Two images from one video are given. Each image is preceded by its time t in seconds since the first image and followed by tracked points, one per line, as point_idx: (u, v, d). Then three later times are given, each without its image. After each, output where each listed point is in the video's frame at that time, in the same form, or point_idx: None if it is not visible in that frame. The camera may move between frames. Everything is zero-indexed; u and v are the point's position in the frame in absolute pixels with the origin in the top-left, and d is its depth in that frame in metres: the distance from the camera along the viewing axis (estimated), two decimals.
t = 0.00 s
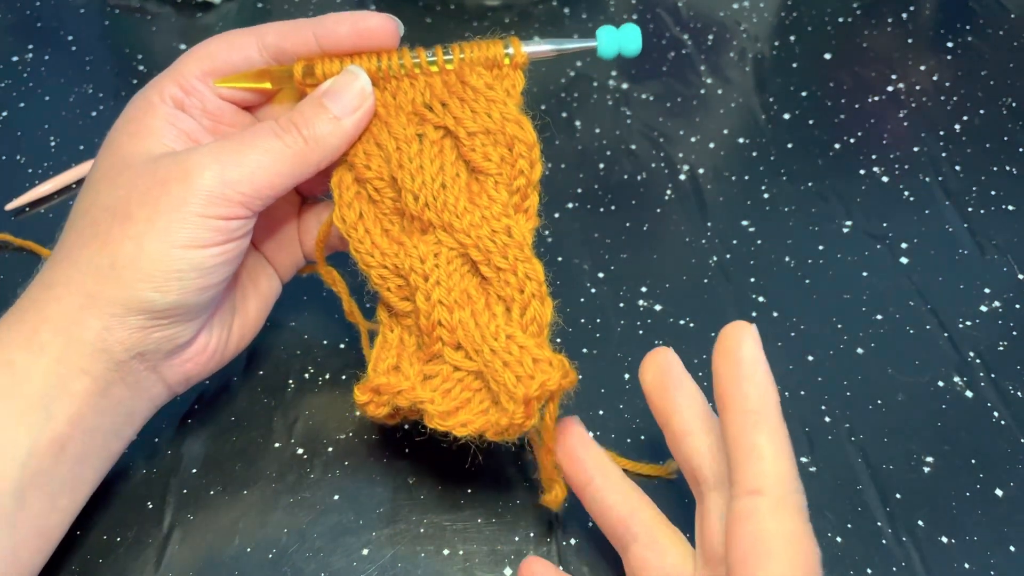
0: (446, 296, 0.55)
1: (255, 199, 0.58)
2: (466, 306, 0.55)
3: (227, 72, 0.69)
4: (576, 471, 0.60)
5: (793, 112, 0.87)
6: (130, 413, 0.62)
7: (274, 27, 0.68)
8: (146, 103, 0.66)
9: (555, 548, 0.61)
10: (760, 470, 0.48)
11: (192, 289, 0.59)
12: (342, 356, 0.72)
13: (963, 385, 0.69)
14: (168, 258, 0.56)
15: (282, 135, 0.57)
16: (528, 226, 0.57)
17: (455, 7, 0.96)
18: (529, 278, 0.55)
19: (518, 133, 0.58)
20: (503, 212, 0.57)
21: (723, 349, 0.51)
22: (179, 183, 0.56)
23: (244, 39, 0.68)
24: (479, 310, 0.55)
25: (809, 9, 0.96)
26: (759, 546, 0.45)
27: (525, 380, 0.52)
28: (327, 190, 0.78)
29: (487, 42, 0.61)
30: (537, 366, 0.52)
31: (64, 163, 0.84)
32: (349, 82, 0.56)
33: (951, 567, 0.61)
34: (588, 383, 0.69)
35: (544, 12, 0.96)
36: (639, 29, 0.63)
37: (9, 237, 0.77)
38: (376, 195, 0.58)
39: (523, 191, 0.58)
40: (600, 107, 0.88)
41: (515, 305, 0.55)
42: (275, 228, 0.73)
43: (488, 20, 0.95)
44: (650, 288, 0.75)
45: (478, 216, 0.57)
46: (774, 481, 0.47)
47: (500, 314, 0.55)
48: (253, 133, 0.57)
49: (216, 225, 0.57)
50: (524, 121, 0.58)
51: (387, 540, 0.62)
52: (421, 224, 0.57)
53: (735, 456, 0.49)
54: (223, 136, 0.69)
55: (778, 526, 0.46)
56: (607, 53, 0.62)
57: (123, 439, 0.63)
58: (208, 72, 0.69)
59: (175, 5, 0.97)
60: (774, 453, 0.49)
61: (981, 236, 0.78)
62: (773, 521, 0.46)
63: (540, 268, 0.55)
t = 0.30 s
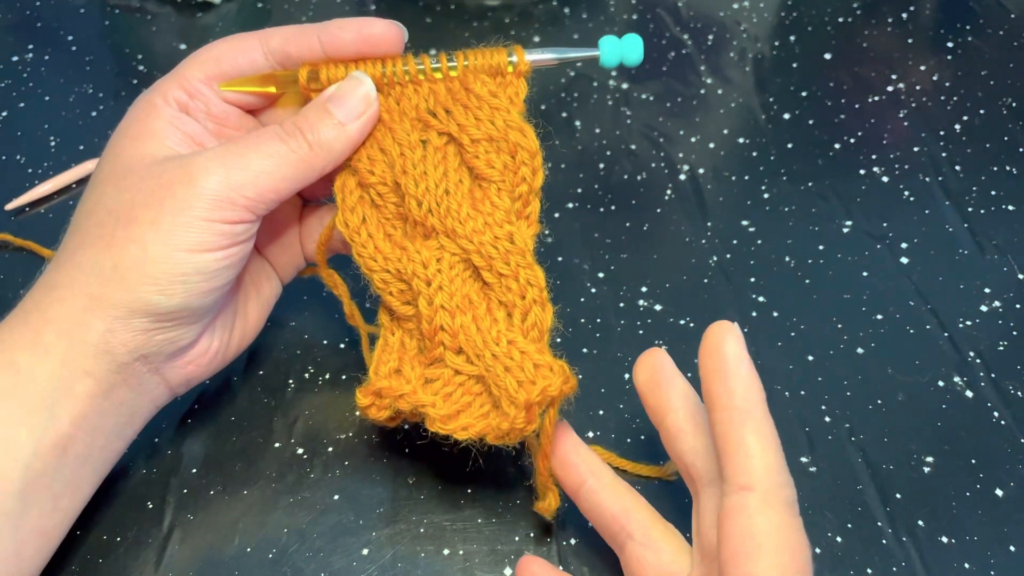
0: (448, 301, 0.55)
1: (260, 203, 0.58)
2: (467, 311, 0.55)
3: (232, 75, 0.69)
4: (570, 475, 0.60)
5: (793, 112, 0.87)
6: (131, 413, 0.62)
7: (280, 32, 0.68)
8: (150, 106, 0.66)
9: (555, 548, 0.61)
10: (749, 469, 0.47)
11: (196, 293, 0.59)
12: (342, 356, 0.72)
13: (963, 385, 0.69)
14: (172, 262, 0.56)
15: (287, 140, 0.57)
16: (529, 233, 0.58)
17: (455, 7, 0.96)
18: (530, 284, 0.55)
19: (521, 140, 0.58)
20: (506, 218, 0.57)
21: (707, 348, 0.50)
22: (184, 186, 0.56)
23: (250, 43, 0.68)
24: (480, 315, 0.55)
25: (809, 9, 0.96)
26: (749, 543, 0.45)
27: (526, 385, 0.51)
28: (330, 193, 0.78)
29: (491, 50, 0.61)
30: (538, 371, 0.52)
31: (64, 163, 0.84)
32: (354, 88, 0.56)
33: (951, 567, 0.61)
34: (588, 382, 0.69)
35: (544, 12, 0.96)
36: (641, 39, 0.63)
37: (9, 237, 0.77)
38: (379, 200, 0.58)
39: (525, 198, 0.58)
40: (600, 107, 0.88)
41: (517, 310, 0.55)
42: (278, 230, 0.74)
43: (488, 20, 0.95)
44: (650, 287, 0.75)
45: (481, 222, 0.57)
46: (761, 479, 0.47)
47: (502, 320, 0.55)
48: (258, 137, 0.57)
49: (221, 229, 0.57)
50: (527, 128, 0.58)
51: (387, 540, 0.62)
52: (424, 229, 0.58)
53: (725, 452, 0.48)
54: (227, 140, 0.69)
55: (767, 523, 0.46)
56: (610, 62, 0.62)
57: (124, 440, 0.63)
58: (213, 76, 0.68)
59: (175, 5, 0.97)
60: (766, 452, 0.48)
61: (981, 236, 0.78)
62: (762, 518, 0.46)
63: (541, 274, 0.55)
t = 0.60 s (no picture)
0: (446, 303, 0.55)
1: (260, 205, 0.58)
2: (466, 313, 0.55)
3: (232, 77, 0.69)
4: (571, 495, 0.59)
5: (792, 112, 0.87)
6: (131, 413, 0.62)
7: (280, 33, 0.68)
8: (150, 107, 0.66)
9: (555, 548, 0.61)
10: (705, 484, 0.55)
11: (197, 293, 0.59)
12: (342, 356, 0.72)
13: (963, 385, 0.69)
14: (172, 263, 0.56)
15: (287, 142, 0.57)
16: (528, 235, 0.58)
17: (455, 7, 0.96)
18: (528, 286, 0.55)
19: (520, 143, 0.58)
20: (504, 220, 0.57)
21: (638, 390, 0.59)
22: (184, 187, 0.56)
23: (250, 45, 0.68)
24: (479, 316, 0.55)
25: (809, 9, 0.96)
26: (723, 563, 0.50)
27: (524, 386, 0.52)
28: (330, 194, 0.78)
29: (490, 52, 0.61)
30: (536, 372, 0.52)
31: (64, 163, 0.84)
32: (353, 90, 0.56)
33: (951, 567, 0.61)
34: (588, 383, 0.69)
35: (544, 12, 0.96)
36: (639, 43, 0.63)
37: (9, 237, 0.78)
38: (378, 202, 0.58)
39: (523, 200, 0.58)
40: (600, 107, 0.88)
41: (515, 312, 0.55)
42: (277, 231, 0.74)
43: (488, 20, 0.95)
44: (650, 288, 0.75)
45: (480, 224, 0.56)
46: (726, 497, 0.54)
47: (500, 321, 0.55)
48: (258, 139, 0.57)
49: (221, 230, 0.57)
50: (526, 131, 0.58)
51: (388, 540, 0.62)
52: (423, 231, 0.57)
53: (676, 475, 0.57)
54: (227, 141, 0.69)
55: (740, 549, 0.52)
56: (608, 65, 0.62)
57: (123, 440, 0.63)
58: (213, 77, 0.68)
59: (175, 5, 0.97)
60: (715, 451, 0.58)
61: (981, 236, 0.78)
62: (731, 538, 0.52)
63: (539, 276, 0.55)
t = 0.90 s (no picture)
0: (448, 306, 0.55)
1: (266, 207, 0.58)
2: (467, 317, 0.55)
3: (240, 81, 0.69)
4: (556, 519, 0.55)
5: (792, 112, 0.87)
6: (134, 412, 0.63)
7: (288, 40, 0.68)
8: (158, 109, 0.66)
9: (554, 548, 0.61)
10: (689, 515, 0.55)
11: (202, 294, 0.59)
12: (342, 356, 0.72)
13: (963, 385, 0.69)
14: (178, 263, 0.56)
15: (294, 145, 0.56)
16: (529, 241, 0.57)
17: (455, 7, 0.96)
18: (529, 291, 0.55)
19: (523, 149, 0.58)
20: (507, 226, 0.57)
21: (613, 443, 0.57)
22: (191, 188, 0.56)
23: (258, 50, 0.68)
24: (480, 320, 0.55)
25: (809, 9, 0.96)
26: None
27: (524, 389, 0.51)
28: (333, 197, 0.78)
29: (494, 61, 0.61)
30: (536, 376, 0.52)
31: (65, 164, 0.85)
32: (359, 94, 0.56)
33: (951, 567, 0.61)
34: (588, 383, 0.69)
35: (544, 13, 0.96)
36: (642, 53, 0.62)
37: (9, 237, 0.78)
38: (382, 205, 0.58)
39: (526, 206, 0.58)
40: (600, 108, 0.88)
41: (516, 315, 0.55)
42: (280, 234, 0.73)
43: (488, 20, 0.95)
44: (650, 288, 0.75)
45: (483, 229, 0.57)
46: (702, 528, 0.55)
47: (501, 325, 0.55)
48: (265, 141, 0.57)
49: (227, 231, 0.57)
50: (530, 137, 0.58)
51: (388, 540, 0.62)
52: (426, 235, 0.58)
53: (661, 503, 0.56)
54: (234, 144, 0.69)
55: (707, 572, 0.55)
56: (611, 75, 0.62)
57: (126, 439, 0.63)
58: (221, 81, 0.68)
59: (176, 5, 0.97)
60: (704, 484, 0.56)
61: (981, 236, 0.78)
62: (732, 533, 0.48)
63: (540, 281, 0.56)
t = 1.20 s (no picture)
0: (454, 316, 0.55)
1: (276, 213, 0.58)
2: (473, 326, 0.55)
3: (253, 89, 0.69)
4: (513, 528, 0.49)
5: (792, 112, 0.87)
6: (140, 414, 0.62)
7: (301, 49, 0.68)
8: (171, 114, 0.66)
9: (554, 548, 0.61)
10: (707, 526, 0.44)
11: (210, 299, 0.59)
12: (342, 356, 0.72)
13: (963, 385, 0.69)
14: (188, 268, 0.56)
15: (305, 153, 0.56)
16: (536, 253, 0.57)
17: (455, 7, 0.96)
18: (535, 303, 0.55)
19: (531, 163, 0.58)
20: (514, 238, 0.57)
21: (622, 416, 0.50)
22: (202, 194, 0.56)
23: (271, 58, 0.68)
24: (485, 330, 0.55)
25: (809, 9, 0.96)
26: None
27: (528, 400, 0.51)
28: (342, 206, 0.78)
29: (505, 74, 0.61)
30: (540, 387, 0.52)
31: (65, 164, 0.85)
32: (371, 105, 0.57)
33: (951, 567, 0.61)
34: (588, 383, 0.69)
35: (544, 12, 0.96)
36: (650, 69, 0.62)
37: (9, 237, 0.78)
38: (389, 215, 0.58)
39: (533, 219, 0.58)
40: (600, 107, 0.88)
41: (521, 327, 0.55)
42: (289, 242, 0.73)
43: (488, 20, 0.95)
44: (650, 288, 0.75)
45: (490, 240, 0.57)
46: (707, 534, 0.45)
47: (506, 336, 0.55)
48: (277, 149, 0.57)
49: (236, 237, 0.57)
50: (537, 152, 0.58)
51: (387, 540, 0.62)
52: (434, 245, 0.57)
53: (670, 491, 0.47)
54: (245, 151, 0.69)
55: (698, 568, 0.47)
56: (618, 92, 0.62)
57: (132, 440, 0.63)
58: (234, 88, 0.68)
59: (176, 6, 0.97)
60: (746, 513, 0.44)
61: (981, 236, 0.78)
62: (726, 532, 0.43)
63: (546, 293, 0.56)
